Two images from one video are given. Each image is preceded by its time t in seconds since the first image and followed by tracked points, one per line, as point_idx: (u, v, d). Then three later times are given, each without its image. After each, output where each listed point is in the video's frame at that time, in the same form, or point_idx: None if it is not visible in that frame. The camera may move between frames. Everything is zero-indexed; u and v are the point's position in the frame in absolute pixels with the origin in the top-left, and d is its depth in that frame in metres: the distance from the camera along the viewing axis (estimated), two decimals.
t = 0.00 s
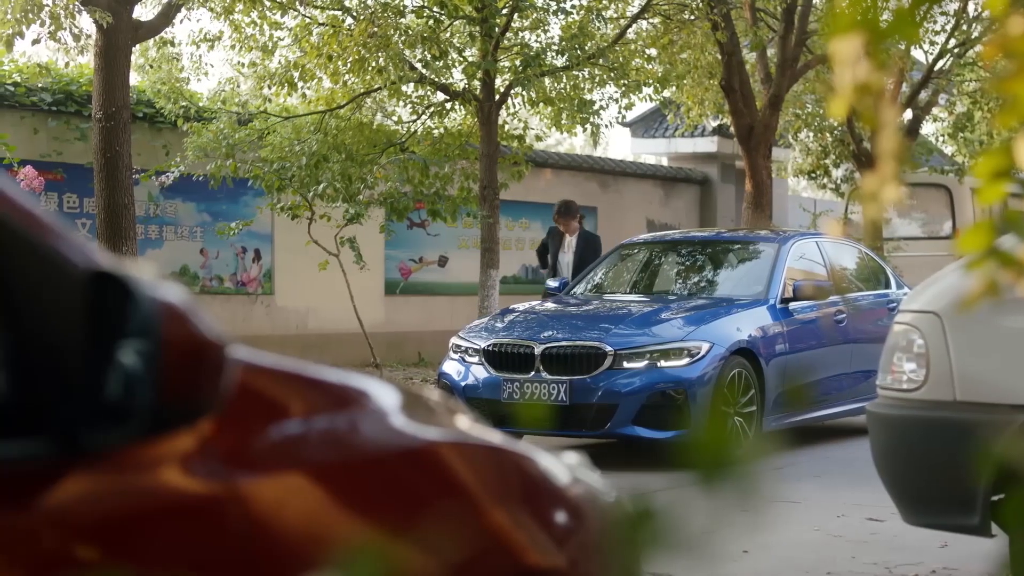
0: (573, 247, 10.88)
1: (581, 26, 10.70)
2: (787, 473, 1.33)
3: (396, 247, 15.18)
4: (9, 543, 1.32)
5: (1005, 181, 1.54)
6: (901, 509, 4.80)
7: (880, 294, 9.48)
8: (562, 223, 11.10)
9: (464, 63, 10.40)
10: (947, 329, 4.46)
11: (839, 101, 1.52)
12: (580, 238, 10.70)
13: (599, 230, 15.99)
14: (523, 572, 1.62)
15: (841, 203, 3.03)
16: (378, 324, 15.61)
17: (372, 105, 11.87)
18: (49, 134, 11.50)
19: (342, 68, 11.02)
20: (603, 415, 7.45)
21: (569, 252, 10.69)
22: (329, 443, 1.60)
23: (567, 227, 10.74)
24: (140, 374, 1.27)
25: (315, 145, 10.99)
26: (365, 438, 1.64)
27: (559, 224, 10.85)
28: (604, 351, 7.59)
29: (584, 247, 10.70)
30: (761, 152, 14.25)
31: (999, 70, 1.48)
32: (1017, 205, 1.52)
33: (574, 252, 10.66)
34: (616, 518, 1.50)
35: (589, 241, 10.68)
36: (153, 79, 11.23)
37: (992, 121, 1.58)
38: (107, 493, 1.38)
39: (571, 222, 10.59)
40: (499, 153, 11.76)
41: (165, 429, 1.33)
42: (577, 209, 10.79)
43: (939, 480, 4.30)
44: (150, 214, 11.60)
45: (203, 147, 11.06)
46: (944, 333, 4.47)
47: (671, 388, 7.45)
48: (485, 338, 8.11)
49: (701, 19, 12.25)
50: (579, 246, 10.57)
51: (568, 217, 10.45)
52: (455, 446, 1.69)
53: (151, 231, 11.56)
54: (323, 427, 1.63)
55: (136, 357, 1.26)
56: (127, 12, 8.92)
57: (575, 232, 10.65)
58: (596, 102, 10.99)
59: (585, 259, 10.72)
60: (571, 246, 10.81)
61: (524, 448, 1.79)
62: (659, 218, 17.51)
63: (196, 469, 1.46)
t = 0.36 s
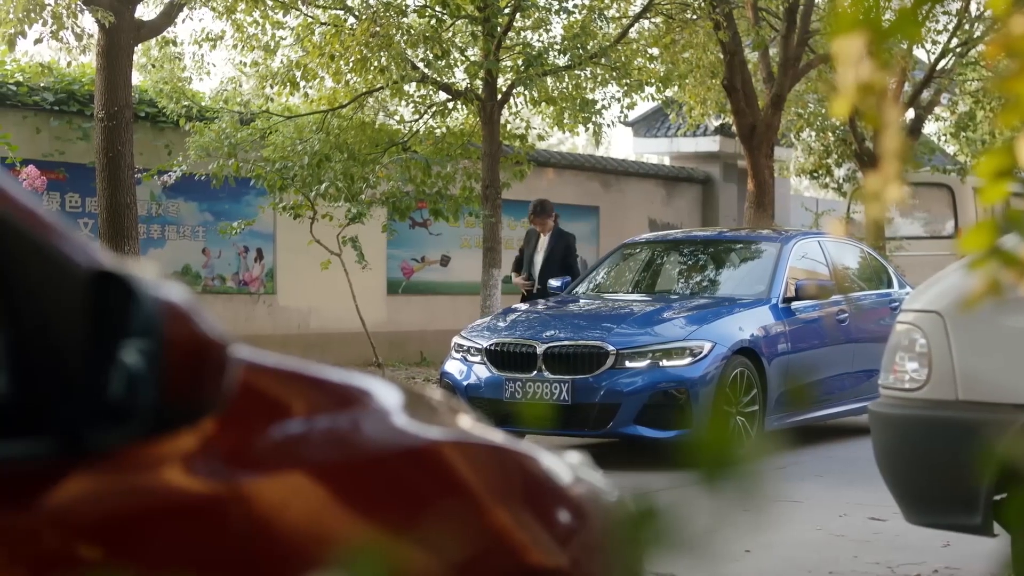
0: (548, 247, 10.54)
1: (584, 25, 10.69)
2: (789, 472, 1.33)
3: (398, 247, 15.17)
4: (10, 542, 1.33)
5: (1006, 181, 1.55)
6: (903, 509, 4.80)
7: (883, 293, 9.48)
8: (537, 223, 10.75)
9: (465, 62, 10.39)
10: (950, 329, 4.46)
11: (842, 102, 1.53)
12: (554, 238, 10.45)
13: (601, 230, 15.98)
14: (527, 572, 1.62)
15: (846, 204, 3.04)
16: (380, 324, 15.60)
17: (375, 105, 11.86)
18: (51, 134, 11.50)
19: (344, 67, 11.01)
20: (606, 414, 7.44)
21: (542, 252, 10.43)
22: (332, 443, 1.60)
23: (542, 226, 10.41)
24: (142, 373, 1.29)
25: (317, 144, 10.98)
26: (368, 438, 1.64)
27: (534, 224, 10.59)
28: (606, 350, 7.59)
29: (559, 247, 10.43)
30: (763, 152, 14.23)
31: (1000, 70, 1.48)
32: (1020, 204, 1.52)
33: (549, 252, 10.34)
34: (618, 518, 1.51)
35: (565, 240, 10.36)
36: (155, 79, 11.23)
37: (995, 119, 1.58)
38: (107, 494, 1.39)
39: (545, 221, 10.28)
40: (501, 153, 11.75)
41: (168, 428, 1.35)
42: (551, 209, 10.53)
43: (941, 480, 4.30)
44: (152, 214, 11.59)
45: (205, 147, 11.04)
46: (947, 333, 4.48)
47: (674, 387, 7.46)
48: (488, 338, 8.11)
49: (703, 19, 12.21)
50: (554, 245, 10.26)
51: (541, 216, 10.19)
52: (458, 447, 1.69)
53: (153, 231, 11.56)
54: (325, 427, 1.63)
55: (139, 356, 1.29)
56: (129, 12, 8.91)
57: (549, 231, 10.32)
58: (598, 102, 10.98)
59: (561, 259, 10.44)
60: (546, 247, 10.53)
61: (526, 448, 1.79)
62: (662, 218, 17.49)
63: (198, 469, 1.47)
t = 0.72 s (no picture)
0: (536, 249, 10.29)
1: (587, 25, 10.69)
2: (792, 471, 1.32)
3: (402, 246, 15.16)
4: (14, 540, 1.34)
5: (1010, 180, 1.55)
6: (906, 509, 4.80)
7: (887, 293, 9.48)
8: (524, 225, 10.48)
9: (469, 62, 10.40)
10: (954, 329, 4.46)
11: (846, 100, 1.50)
12: (541, 239, 10.22)
13: (605, 230, 15.97)
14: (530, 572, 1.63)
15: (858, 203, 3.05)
16: (383, 324, 15.60)
17: (378, 105, 11.86)
18: (55, 134, 11.50)
19: (347, 67, 11.00)
20: (609, 414, 7.44)
21: (531, 255, 10.18)
22: (335, 442, 1.60)
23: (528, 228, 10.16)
24: (145, 373, 1.31)
25: (320, 144, 10.98)
26: (371, 438, 1.64)
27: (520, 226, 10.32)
28: (609, 350, 7.58)
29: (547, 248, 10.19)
30: (767, 151, 14.22)
31: (1005, 69, 1.47)
32: None
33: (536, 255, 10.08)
34: (620, 518, 1.51)
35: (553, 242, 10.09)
36: (159, 78, 11.23)
37: (997, 120, 1.59)
38: (111, 493, 1.40)
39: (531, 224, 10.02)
40: (504, 153, 11.74)
41: (172, 429, 1.36)
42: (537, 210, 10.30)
43: (945, 480, 4.30)
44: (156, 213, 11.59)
45: (209, 146, 11.04)
46: (950, 332, 4.47)
47: (677, 387, 7.45)
48: (491, 337, 8.11)
49: (707, 19, 12.20)
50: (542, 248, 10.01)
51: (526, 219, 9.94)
52: (461, 446, 1.69)
53: (157, 230, 11.55)
54: (329, 426, 1.63)
55: (143, 356, 1.30)
56: (132, 12, 8.92)
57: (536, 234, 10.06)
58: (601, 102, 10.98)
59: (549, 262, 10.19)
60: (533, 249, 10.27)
61: (530, 448, 1.79)
62: (665, 218, 17.47)
63: (201, 469, 1.47)
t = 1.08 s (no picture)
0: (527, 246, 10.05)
1: (593, 25, 10.66)
2: (800, 472, 1.32)
3: (407, 246, 15.15)
4: (21, 540, 1.36)
5: (1017, 180, 1.52)
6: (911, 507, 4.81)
7: (892, 293, 9.47)
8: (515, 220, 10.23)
9: (475, 62, 10.39)
10: (960, 329, 4.46)
11: (851, 101, 1.52)
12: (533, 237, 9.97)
13: (611, 230, 15.96)
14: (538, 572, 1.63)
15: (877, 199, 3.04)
16: (389, 324, 15.59)
17: (384, 104, 11.86)
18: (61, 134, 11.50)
19: (353, 67, 10.98)
20: (616, 414, 7.44)
21: (522, 254, 9.94)
22: (341, 441, 1.61)
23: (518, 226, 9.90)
24: (151, 372, 1.36)
25: (326, 144, 10.97)
26: (379, 437, 1.65)
27: (511, 224, 10.07)
28: (615, 350, 7.58)
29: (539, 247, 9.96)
30: (773, 151, 14.21)
31: (1011, 68, 1.47)
32: None
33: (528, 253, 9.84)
34: (626, 517, 1.52)
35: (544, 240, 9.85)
36: (165, 78, 11.22)
37: (1006, 119, 1.57)
38: (118, 492, 1.42)
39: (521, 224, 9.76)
40: (511, 153, 11.73)
41: (178, 427, 1.40)
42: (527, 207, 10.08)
43: (952, 479, 4.30)
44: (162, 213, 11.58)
45: (215, 146, 11.03)
46: (957, 332, 4.47)
47: (683, 386, 7.44)
48: (497, 337, 8.11)
49: (713, 18, 12.15)
50: (533, 246, 9.78)
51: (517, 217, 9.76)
52: (468, 446, 1.69)
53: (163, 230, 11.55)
54: (335, 426, 1.64)
55: (149, 355, 1.35)
56: (138, 12, 8.92)
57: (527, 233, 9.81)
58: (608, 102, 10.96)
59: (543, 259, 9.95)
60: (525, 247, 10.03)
61: (536, 447, 1.79)
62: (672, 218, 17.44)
63: (208, 469, 1.50)
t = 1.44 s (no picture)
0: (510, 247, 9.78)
1: (600, 25, 10.65)
2: (809, 472, 1.32)
3: (413, 247, 15.16)
4: (28, 540, 1.39)
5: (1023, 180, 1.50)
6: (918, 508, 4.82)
7: (897, 294, 9.46)
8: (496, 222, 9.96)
9: (482, 63, 10.39)
10: (967, 328, 4.47)
11: (858, 102, 1.51)
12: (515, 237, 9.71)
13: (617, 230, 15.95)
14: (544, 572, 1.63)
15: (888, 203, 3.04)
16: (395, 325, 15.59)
17: (391, 105, 11.86)
18: (67, 134, 11.52)
19: (359, 67, 10.98)
20: (620, 414, 7.43)
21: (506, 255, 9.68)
22: (348, 442, 1.62)
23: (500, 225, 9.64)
24: (158, 372, 1.38)
25: (333, 145, 10.98)
26: (385, 438, 1.65)
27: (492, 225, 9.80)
28: (620, 350, 7.58)
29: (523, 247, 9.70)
30: (779, 151, 14.19)
31: (1016, 68, 1.48)
32: None
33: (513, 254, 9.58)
34: (633, 518, 1.51)
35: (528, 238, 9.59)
36: (172, 79, 11.23)
37: (1011, 120, 1.57)
38: (124, 493, 1.44)
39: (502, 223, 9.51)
40: (517, 153, 11.73)
41: (186, 428, 1.45)
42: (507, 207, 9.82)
43: (959, 480, 4.30)
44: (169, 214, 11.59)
45: (221, 146, 11.03)
46: (964, 332, 4.47)
47: (688, 387, 7.43)
48: (502, 337, 8.12)
49: (719, 18, 12.15)
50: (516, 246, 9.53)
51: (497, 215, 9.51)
52: (474, 446, 1.69)
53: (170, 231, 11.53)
54: (342, 426, 1.64)
55: (156, 356, 1.37)
56: (144, 12, 8.92)
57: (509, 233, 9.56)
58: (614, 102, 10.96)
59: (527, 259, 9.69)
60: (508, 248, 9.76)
61: (542, 448, 1.79)
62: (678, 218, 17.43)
63: (215, 469, 1.51)
